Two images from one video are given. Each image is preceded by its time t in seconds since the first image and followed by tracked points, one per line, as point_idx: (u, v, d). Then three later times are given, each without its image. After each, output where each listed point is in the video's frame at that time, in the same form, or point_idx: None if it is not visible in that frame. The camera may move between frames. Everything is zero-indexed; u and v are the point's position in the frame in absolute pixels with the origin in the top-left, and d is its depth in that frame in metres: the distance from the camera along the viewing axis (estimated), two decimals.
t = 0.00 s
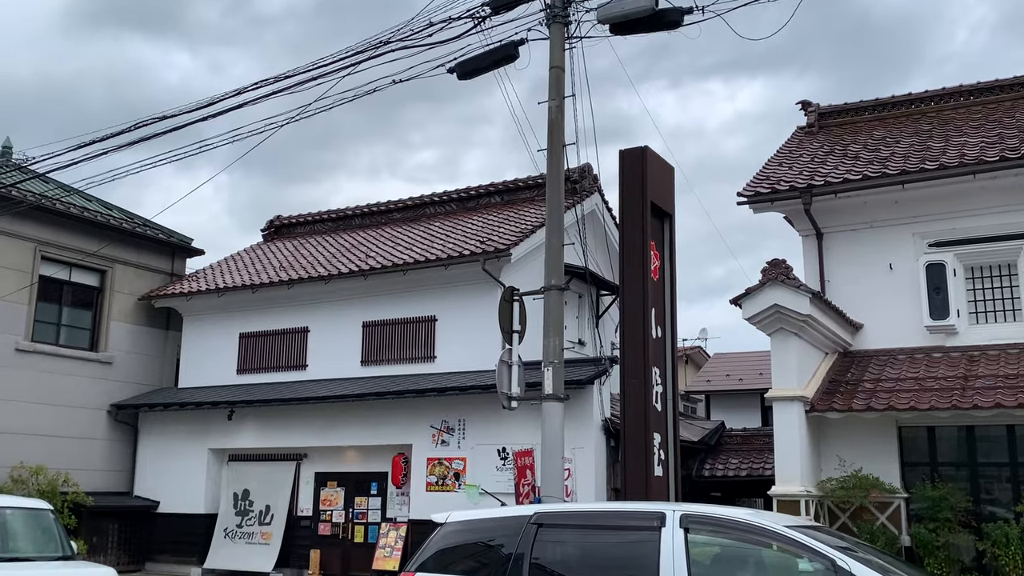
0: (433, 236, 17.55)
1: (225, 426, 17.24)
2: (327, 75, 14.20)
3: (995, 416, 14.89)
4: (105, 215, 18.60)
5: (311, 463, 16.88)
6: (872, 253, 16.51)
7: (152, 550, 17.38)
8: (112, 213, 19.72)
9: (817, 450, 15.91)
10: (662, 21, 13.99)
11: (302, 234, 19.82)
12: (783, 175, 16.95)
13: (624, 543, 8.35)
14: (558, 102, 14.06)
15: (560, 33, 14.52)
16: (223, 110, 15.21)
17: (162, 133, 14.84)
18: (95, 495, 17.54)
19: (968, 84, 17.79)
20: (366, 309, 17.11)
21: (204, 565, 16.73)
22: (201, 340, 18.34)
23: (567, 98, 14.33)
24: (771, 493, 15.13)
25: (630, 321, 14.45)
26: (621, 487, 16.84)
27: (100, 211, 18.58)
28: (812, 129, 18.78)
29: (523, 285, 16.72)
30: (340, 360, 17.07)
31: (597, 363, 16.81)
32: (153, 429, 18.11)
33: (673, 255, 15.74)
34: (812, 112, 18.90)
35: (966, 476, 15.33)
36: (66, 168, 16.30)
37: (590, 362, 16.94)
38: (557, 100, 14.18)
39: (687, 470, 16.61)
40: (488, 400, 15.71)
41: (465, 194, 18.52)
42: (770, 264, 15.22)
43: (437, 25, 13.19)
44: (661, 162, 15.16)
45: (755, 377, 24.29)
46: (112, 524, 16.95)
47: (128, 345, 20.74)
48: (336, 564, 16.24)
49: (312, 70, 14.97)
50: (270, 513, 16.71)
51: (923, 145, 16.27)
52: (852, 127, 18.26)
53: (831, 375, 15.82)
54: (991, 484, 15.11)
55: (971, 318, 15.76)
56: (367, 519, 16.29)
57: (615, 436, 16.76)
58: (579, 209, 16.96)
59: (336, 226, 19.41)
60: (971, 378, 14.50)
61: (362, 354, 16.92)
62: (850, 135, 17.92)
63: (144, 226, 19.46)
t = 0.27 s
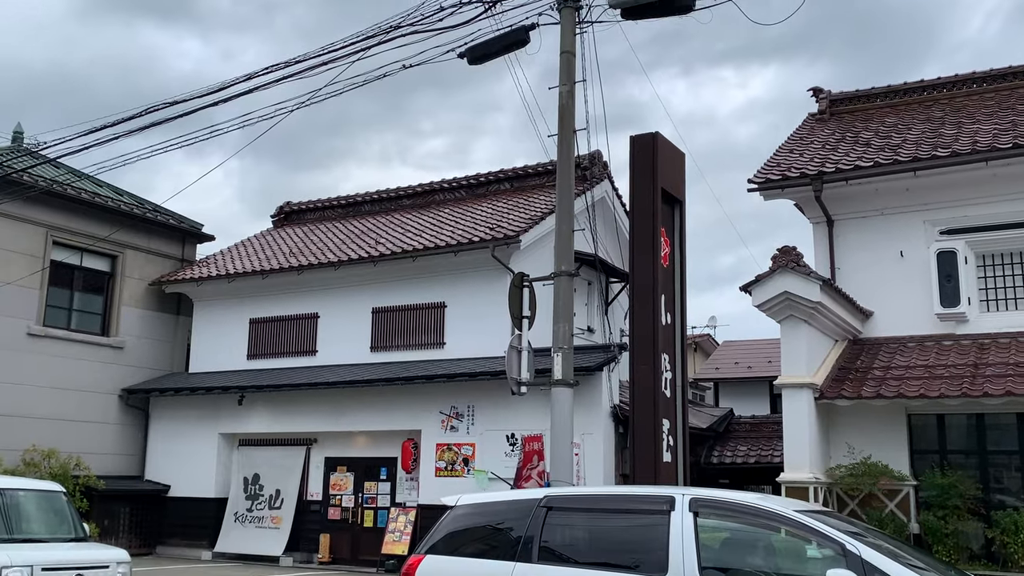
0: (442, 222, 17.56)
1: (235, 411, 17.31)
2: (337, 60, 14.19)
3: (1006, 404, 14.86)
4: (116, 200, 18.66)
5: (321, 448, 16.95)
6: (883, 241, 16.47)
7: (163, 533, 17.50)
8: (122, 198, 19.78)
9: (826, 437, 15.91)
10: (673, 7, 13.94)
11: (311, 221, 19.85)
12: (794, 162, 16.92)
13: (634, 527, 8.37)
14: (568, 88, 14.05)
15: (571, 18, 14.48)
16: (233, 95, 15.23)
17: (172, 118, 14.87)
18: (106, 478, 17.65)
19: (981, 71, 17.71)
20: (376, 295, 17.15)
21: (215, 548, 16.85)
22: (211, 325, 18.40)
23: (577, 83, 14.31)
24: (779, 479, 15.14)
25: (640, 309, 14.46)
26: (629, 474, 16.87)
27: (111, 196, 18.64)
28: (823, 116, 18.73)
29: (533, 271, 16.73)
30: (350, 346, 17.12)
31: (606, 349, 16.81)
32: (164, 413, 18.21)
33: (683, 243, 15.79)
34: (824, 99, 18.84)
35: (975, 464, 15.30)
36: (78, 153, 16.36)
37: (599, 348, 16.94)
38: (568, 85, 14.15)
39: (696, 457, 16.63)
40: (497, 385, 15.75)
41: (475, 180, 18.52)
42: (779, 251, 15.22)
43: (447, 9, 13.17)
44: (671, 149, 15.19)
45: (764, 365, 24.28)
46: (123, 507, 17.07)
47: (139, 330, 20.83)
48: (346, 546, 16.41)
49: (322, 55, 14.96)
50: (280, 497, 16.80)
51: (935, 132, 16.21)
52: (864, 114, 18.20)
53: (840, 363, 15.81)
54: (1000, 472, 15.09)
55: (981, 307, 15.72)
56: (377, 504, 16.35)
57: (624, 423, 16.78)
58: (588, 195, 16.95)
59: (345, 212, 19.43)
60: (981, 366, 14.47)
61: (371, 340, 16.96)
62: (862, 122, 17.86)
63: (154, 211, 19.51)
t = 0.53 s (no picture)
0: (450, 207, 17.55)
1: (244, 395, 17.37)
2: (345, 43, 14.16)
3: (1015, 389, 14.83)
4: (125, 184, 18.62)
5: (329, 432, 17.00)
6: (892, 226, 16.47)
7: (173, 515, 17.61)
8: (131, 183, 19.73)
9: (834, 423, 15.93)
10: None
11: (320, 205, 19.86)
12: (804, 146, 16.92)
13: (642, 509, 8.41)
14: (577, 71, 14.00)
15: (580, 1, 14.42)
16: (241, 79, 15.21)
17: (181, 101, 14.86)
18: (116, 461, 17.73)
19: (992, 54, 17.59)
20: (384, 279, 17.17)
21: (224, 531, 16.95)
22: (219, 310, 18.44)
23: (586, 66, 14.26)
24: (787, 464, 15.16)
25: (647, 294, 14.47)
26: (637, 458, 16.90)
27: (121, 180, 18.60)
28: (833, 101, 18.66)
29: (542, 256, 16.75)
30: (358, 330, 17.16)
31: (614, 334, 16.80)
32: (174, 397, 18.29)
33: (691, 228, 15.75)
34: (834, 83, 18.76)
35: (984, 449, 15.29)
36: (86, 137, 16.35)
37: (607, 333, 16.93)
38: (577, 69, 14.10)
39: (704, 442, 16.66)
40: (506, 369, 15.80)
41: (483, 164, 18.48)
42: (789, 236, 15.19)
43: None
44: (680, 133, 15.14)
45: (772, 350, 24.26)
46: (132, 490, 17.17)
47: (148, 313, 20.90)
48: (355, 528, 16.51)
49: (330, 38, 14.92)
50: (289, 480, 16.88)
51: (946, 116, 16.13)
52: (874, 98, 18.11)
53: (849, 348, 15.79)
54: (1009, 458, 15.07)
55: (991, 292, 15.67)
56: (384, 487, 16.43)
57: (632, 408, 16.79)
58: (597, 179, 16.91)
59: (353, 197, 19.42)
60: (991, 351, 14.44)
61: (380, 325, 17.00)
62: (872, 106, 17.79)
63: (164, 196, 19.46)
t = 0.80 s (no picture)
0: (458, 191, 17.54)
1: (253, 378, 17.43)
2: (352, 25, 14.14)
3: None
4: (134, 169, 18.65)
5: (339, 415, 17.06)
6: (902, 208, 16.42)
7: (183, 498, 17.72)
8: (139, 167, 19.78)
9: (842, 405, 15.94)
10: None
11: (328, 189, 19.87)
12: (813, 128, 16.90)
13: (650, 490, 7.93)
14: (585, 52, 13.96)
15: None
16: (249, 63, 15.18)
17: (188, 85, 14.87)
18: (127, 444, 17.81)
19: (1003, 35, 17.47)
20: (392, 263, 17.18)
21: (234, 513, 17.05)
22: (228, 294, 18.48)
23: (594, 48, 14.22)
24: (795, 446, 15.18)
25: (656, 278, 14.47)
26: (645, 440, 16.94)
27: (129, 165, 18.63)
28: (842, 83, 18.58)
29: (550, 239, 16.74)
30: (367, 314, 17.19)
31: (622, 317, 16.79)
32: (183, 380, 18.37)
33: (700, 212, 15.71)
34: (844, 65, 18.67)
35: (992, 431, 15.29)
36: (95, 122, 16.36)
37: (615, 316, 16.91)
38: (585, 50, 14.06)
39: (712, 425, 16.69)
40: (514, 352, 15.84)
41: (490, 148, 18.45)
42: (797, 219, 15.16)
43: None
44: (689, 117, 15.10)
45: (780, 334, 24.24)
46: (143, 473, 17.26)
47: (157, 297, 20.96)
48: (364, 510, 16.61)
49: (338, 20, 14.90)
50: (299, 463, 16.97)
51: (956, 97, 16.05)
52: (884, 80, 18.03)
53: (857, 330, 15.78)
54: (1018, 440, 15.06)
55: (1000, 274, 15.64)
56: (394, 470, 16.53)
57: (640, 390, 16.81)
58: (605, 163, 16.88)
59: (361, 180, 19.42)
60: (1000, 333, 14.41)
61: (388, 309, 17.03)
62: (882, 88, 17.70)
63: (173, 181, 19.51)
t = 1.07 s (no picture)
0: (465, 174, 17.49)
1: (261, 362, 17.46)
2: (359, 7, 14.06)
3: None
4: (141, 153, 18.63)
5: (347, 398, 17.09)
6: (911, 189, 16.35)
7: (193, 480, 17.82)
8: (144, 151, 19.75)
9: (850, 388, 15.93)
10: None
11: (334, 172, 19.83)
12: (822, 110, 16.83)
13: (658, 472, 7.85)
14: (593, 34, 13.86)
15: None
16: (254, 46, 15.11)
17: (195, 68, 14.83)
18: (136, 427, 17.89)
19: (1015, 15, 17.29)
20: (399, 246, 17.17)
21: (244, 496, 17.15)
22: (236, 277, 18.50)
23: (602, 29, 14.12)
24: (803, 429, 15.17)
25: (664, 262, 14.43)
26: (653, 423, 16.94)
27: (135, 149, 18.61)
28: (852, 64, 18.44)
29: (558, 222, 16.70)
30: (374, 298, 17.20)
31: (630, 300, 16.76)
32: (192, 364, 18.42)
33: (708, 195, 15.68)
34: (853, 45, 18.53)
35: (1001, 413, 15.26)
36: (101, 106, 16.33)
37: (622, 299, 16.88)
38: (592, 32, 13.95)
39: (720, 407, 16.70)
40: (521, 335, 15.84)
41: (497, 131, 18.36)
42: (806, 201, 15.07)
43: None
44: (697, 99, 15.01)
45: (788, 316, 24.20)
46: (154, 456, 17.35)
47: (165, 281, 20.99)
48: (373, 493, 16.69)
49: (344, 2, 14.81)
50: (308, 446, 17.03)
51: (967, 78, 15.91)
52: (894, 60, 17.88)
53: (866, 313, 15.75)
54: None
55: (1010, 256, 15.57)
56: (402, 453, 16.59)
57: (648, 373, 16.81)
58: (613, 145, 16.79)
59: (368, 164, 19.38)
60: (1010, 316, 14.34)
61: (395, 292, 17.04)
62: (892, 69, 17.57)
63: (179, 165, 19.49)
